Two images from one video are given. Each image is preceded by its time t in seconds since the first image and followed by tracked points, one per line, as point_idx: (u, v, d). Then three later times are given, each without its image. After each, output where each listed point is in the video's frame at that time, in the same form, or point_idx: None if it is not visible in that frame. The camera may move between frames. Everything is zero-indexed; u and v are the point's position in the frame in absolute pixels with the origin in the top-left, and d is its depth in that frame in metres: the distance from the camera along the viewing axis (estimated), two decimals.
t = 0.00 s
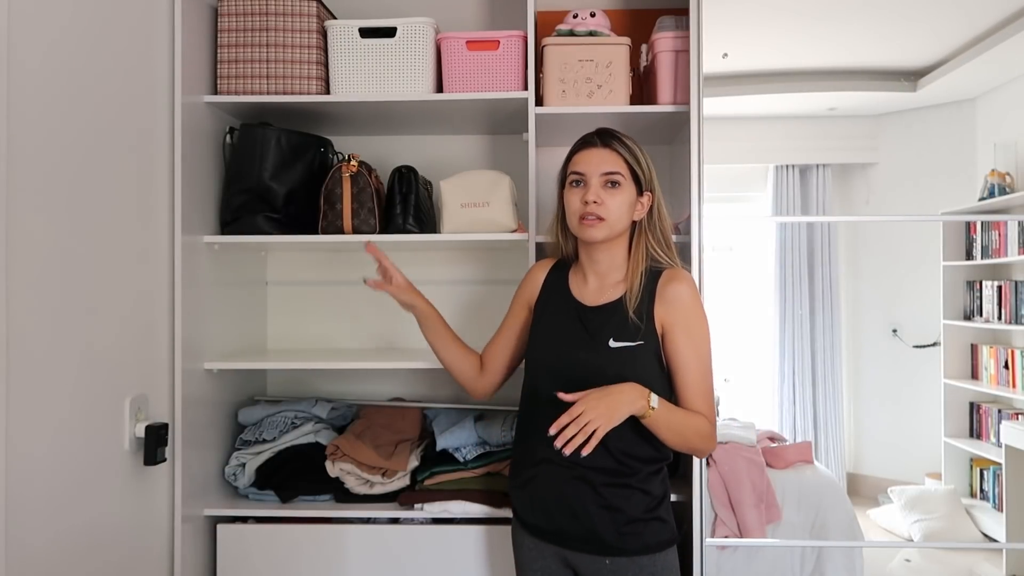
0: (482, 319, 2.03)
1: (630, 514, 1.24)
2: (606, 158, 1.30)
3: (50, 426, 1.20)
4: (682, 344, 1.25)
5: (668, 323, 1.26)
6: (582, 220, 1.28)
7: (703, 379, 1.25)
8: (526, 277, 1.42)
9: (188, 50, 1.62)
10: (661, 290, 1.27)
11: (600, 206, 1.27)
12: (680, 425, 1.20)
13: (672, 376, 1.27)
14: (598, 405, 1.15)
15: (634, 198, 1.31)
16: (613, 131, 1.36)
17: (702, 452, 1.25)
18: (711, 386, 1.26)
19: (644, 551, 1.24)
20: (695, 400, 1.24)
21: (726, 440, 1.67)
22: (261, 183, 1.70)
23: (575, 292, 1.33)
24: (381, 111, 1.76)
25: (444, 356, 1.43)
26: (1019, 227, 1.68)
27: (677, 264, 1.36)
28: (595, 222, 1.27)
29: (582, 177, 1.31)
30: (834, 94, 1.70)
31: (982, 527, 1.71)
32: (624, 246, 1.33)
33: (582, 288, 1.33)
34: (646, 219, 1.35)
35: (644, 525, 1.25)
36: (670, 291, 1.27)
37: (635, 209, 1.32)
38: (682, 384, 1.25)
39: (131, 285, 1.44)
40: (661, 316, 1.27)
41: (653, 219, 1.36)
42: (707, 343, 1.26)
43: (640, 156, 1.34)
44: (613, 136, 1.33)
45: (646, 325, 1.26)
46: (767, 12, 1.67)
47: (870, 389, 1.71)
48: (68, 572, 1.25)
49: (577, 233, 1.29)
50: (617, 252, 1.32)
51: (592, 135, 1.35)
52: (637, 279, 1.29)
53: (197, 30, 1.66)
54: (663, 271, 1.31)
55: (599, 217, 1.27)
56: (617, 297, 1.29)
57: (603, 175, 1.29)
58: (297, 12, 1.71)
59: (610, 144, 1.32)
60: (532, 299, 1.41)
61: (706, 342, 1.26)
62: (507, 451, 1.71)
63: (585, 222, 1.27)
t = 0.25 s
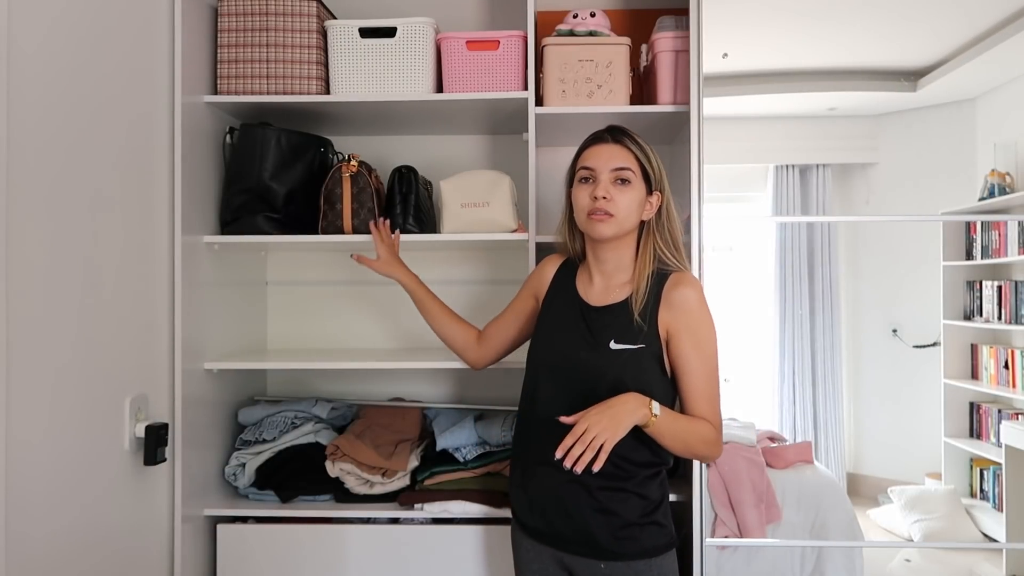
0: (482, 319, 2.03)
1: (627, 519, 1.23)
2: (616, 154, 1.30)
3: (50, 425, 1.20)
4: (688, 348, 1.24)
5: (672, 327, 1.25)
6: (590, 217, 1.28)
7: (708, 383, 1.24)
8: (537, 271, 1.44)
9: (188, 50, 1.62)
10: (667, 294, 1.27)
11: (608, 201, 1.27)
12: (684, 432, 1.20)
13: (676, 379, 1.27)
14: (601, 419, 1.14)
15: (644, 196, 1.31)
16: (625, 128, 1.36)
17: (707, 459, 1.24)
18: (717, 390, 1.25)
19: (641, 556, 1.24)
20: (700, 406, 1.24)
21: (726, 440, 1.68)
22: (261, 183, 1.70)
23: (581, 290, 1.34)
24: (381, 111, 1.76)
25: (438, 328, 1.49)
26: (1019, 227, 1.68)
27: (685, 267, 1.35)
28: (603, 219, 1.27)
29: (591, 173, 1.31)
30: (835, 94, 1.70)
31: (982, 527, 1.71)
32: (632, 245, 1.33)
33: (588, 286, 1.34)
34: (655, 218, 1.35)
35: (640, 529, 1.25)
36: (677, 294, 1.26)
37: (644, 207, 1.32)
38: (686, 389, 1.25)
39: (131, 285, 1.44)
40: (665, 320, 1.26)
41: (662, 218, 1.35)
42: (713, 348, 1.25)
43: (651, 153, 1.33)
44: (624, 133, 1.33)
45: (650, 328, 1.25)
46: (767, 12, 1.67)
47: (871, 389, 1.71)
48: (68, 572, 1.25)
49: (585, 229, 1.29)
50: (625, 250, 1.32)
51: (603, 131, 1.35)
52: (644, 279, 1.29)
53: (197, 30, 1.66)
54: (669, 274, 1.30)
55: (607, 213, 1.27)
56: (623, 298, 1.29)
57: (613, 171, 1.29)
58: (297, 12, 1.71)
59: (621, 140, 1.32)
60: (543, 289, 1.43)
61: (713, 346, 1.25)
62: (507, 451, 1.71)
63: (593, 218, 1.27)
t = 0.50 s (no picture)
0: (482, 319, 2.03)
1: (627, 521, 1.23)
2: (619, 153, 1.30)
3: (50, 426, 1.20)
4: (691, 347, 1.24)
5: (676, 326, 1.25)
6: (592, 216, 1.28)
7: (711, 383, 1.24)
8: (540, 270, 1.43)
9: (188, 50, 1.62)
10: (672, 292, 1.26)
11: (611, 201, 1.26)
12: (686, 430, 1.20)
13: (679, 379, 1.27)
14: (599, 409, 1.14)
15: (648, 195, 1.31)
16: (629, 127, 1.35)
17: (709, 460, 1.24)
18: (721, 391, 1.25)
19: (641, 558, 1.24)
20: (703, 406, 1.23)
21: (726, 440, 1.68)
22: (261, 183, 1.70)
23: (585, 289, 1.34)
24: (381, 111, 1.76)
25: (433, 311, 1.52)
26: (1019, 227, 1.68)
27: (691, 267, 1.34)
28: (605, 218, 1.27)
29: (594, 172, 1.31)
30: (835, 94, 1.70)
31: (982, 527, 1.71)
32: (636, 244, 1.33)
33: (592, 285, 1.34)
34: (659, 218, 1.34)
35: (641, 532, 1.25)
36: (682, 293, 1.26)
37: (648, 207, 1.31)
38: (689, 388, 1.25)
39: (131, 285, 1.44)
40: (669, 318, 1.26)
41: (667, 218, 1.35)
42: (716, 348, 1.24)
43: (655, 152, 1.33)
44: (627, 132, 1.32)
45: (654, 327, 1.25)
46: (767, 12, 1.67)
47: (871, 389, 1.71)
48: (68, 573, 1.25)
49: (588, 229, 1.29)
50: (629, 250, 1.31)
51: (607, 130, 1.35)
52: (648, 279, 1.29)
53: (197, 30, 1.66)
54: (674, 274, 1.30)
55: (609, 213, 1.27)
56: (627, 298, 1.29)
57: (616, 171, 1.29)
58: (297, 12, 1.71)
59: (625, 139, 1.32)
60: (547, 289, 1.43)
61: (716, 345, 1.24)
62: (507, 451, 1.71)
63: (595, 218, 1.28)
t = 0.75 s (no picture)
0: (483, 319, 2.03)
1: (630, 521, 1.24)
2: (623, 155, 1.29)
3: (50, 426, 1.20)
4: (690, 345, 1.25)
5: (675, 324, 1.26)
6: (590, 216, 1.28)
7: (710, 381, 1.25)
8: (537, 268, 1.43)
9: (188, 50, 1.62)
10: (669, 293, 1.27)
11: (609, 203, 1.26)
12: (689, 427, 1.20)
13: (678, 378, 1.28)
14: (605, 409, 1.12)
15: (648, 199, 1.31)
16: (637, 128, 1.35)
17: (712, 458, 1.24)
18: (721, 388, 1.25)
19: (644, 558, 1.24)
20: (703, 404, 1.24)
21: (727, 440, 1.68)
22: (261, 183, 1.70)
23: (580, 286, 1.34)
24: (381, 111, 1.76)
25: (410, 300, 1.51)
26: (1019, 227, 1.68)
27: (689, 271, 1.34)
28: (603, 220, 1.27)
29: (597, 171, 1.31)
30: (834, 94, 1.70)
31: (982, 527, 1.71)
32: (634, 246, 1.33)
33: (588, 283, 1.34)
34: (659, 222, 1.34)
35: (643, 532, 1.25)
36: (681, 294, 1.26)
37: (648, 211, 1.31)
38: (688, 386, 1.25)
39: (131, 285, 1.44)
40: (668, 317, 1.26)
41: (667, 222, 1.34)
42: (714, 345, 1.26)
43: (661, 157, 1.32)
44: (635, 134, 1.32)
45: (653, 327, 1.26)
46: (767, 12, 1.67)
47: (871, 389, 1.71)
48: (67, 573, 1.25)
49: (585, 229, 1.29)
50: (626, 252, 1.31)
51: (614, 130, 1.34)
52: (643, 281, 1.29)
53: (197, 30, 1.66)
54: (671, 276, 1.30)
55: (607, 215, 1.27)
56: (622, 297, 1.29)
57: (618, 173, 1.28)
58: (297, 12, 1.71)
59: (630, 141, 1.31)
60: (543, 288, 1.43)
61: (713, 344, 1.25)
62: (507, 451, 1.71)
63: (593, 218, 1.27)
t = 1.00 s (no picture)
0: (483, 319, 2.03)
1: (628, 518, 1.24)
2: (616, 157, 1.30)
3: (50, 427, 1.20)
4: (684, 342, 1.25)
5: (669, 322, 1.26)
6: (583, 217, 1.28)
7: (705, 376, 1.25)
8: (531, 268, 1.43)
9: (188, 50, 1.62)
10: (662, 292, 1.27)
11: (603, 205, 1.26)
12: (687, 423, 1.20)
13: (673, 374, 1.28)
14: (605, 409, 1.11)
15: (641, 200, 1.31)
16: (629, 131, 1.35)
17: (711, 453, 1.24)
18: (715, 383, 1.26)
19: (642, 555, 1.24)
20: (700, 400, 1.24)
21: (727, 440, 1.67)
22: (260, 183, 1.70)
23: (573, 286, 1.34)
24: (381, 111, 1.76)
25: (382, 288, 1.52)
26: (1019, 227, 1.68)
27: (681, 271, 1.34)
28: (597, 221, 1.27)
29: (590, 172, 1.31)
30: (835, 94, 1.70)
31: (982, 527, 1.71)
32: (627, 247, 1.33)
33: (581, 283, 1.34)
34: (652, 222, 1.34)
35: (642, 529, 1.25)
36: (674, 292, 1.26)
37: (641, 212, 1.31)
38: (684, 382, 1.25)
39: (131, 285, 1.44)
40: (662, 314, 1.27)
41: (659, 223, 1.35)
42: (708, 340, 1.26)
43: (654, 159, 1.32)
44: (629, 135, 1.32)
45: (646, 326, 1.26)
46: (767, 11, 1.67)
47: (870, 389, 1.71)
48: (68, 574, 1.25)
49: (578, 229, 1.29)
50: (619, 252, 1.31)
51: (608, 133, 1.34)
52: (636, 281, 1.29)
53: (197, 30, 1.66)
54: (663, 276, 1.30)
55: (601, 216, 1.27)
56: (615, 298, 1.29)
57: (611, 174, 1.29)
58: (297, 12, 1.71)
59: (624, 144, 1.31)
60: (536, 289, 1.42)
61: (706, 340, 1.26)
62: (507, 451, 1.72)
63: (586, 219, 1.27)
